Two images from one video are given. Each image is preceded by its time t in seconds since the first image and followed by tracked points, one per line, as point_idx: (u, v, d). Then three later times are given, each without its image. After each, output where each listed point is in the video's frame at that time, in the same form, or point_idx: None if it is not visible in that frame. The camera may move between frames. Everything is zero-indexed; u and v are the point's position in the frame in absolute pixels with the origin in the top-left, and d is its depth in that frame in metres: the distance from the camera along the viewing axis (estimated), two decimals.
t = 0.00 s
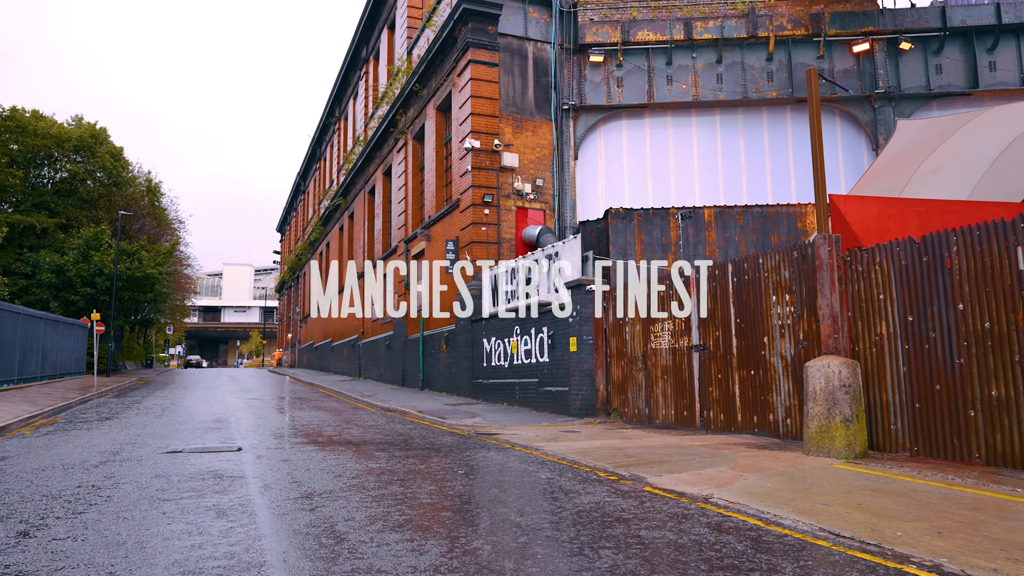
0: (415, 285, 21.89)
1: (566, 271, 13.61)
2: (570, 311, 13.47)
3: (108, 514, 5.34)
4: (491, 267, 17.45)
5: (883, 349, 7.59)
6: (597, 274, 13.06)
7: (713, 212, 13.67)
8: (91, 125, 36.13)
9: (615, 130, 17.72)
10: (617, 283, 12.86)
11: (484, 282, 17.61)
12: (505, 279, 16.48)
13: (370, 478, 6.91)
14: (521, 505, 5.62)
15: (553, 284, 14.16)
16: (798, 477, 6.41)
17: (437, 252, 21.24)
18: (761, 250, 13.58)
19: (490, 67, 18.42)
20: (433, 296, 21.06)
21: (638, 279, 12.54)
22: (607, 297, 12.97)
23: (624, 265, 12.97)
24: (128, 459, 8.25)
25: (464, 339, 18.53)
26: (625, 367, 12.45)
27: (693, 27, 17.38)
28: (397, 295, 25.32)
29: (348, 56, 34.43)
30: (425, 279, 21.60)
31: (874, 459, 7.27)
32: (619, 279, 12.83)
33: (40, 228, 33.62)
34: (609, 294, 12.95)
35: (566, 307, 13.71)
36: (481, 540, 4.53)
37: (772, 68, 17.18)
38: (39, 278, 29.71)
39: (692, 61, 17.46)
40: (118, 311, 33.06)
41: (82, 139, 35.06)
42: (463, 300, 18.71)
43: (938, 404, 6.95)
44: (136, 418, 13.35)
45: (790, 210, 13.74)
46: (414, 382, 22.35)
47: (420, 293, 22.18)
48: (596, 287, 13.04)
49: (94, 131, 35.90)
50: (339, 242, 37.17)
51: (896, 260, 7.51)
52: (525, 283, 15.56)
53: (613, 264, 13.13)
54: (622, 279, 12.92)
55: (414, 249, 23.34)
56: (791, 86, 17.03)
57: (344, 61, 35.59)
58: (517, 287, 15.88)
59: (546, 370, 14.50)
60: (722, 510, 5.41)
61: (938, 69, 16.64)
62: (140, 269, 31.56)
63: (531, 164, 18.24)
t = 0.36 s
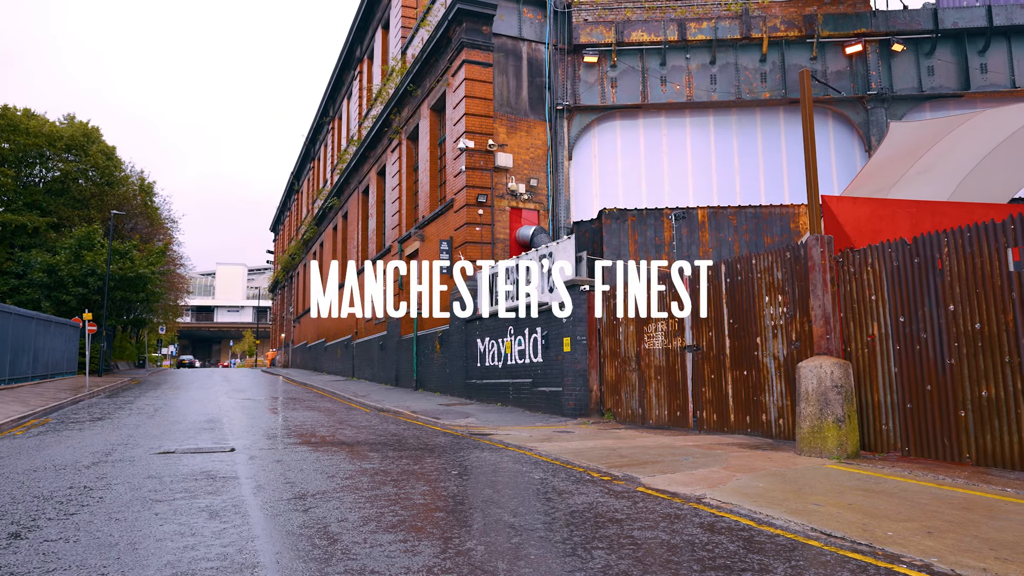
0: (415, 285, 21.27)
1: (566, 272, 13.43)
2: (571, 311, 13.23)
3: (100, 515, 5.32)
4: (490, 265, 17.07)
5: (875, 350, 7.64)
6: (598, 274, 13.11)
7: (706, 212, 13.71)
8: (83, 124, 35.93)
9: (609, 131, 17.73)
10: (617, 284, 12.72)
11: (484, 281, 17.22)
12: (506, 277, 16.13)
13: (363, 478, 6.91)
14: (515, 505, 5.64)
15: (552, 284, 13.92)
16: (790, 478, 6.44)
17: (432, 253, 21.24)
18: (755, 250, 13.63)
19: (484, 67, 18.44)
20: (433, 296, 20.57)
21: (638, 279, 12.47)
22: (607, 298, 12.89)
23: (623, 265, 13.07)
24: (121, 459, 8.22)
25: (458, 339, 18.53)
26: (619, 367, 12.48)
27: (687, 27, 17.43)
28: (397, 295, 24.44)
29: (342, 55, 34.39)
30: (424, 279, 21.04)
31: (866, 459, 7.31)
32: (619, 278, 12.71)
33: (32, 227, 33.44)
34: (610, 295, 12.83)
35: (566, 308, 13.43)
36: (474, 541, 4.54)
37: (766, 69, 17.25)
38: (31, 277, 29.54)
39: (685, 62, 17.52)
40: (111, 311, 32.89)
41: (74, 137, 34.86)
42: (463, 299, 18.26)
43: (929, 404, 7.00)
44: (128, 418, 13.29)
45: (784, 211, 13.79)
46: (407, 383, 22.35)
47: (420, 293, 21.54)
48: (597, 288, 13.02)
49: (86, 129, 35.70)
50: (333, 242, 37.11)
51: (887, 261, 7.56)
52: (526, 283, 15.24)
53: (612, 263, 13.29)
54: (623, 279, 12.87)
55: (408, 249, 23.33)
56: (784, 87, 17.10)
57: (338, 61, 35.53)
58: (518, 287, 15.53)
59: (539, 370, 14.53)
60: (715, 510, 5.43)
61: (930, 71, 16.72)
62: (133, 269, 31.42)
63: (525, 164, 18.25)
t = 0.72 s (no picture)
0: (415, 285, 20.82)
1: (566, 273, 13.29)
2: (573, 308, 13.15)
3: (93, 516, 5.30)
4: (490, 263, 16.75)
5: (867, 350, 7.69)
6: (598, 275, 13.10)
7: (700, 213, 13.74)
8: (75, 123, 35.74)
9: (603, 131, 17.77)
10: (617, 284, 12.50)
11: (483, 279, 16.97)
12: (505, 277, 15.89)
13: (357, 479, 6.90)
14: (509, 505, 5.65)
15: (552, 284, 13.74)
16: (782, 478, 6.46)
17: (425, 252, 21.22)
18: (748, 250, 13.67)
19: (479, 67, 18.45)
20: (432, 297, 19.92)
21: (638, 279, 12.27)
22: (607, 298, 12.72)
23: (623, 266, 13.06)
24: (114, 460, 8.18)
25: (452, 339, 18.53)
26: (613, 367, 12.50)
27: (681, 28, 17.47)
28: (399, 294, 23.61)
29: (337, 54, 34.31)
30: (424, 279, 20.46)
31: (857, 459, 7.35)
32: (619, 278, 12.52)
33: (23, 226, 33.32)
34: (609, 296, 12.67)
35: (566, 307, 13.29)
36: (468, 541, 4.55)
37: (759, 70, 17.30)
38: (22, 277, 29.38)
39: (680, 62, 17.56)
40: (103, 310, 32.75)
41: (66, 136, 34.68)
42: (463, 299, 17.99)
43: (921, 404, 7.04)
44: (120, 419, 13.22)
45: (777, 211, 13.85)
46: (401, 383, 22.33)
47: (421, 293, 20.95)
48: (597, 288, 12.89)
49: (79, 128, 35.50)
50: (326, 241, 37.02)
51: (880, 261, 7.60)
52: (526, 283, 14.96)
53: (611, 263, 13.41)
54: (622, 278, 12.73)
55: (402, 249, 23.30)
56: (778, 88, 17.14)
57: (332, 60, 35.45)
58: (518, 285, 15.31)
59: (533, 370, 14.54)
60: (708, 510, 5.46)
61: (922, 72, 16.82)
62: (126, 268, 31.30)
63: (520, 164, 18.28)
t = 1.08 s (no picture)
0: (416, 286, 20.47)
1: (567, 272, 13.34)
2: (574, 309, 13.24)
3: (85, 517, 5.28)
4: (490, 263, 16.50)
5: (859, 350, 7.73)
6: (598, 275, 13.00)
7: (694, 213, 13.78)
8: (68, 121, 35.50)
9: (597, 132, 17.82)
10: (618, 283, 12.49)
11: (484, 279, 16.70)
12: (505, 276, 15.60)
13: (350, 479, 6.89)
14: (502, 506, 5.65)
15: (553, 285, 13.47)
16: (775, 477, 6.48)
17: (420, 252, 21.19)
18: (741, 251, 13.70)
19: (473, 67, 18.42)
20: (433, 296, 19.28)
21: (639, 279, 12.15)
22: (607, 296, 12.68)
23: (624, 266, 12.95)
24: (106, 460, 8.14)
25: (447, 339, 18.50)
26: (607, 367, 12.51)
27: (676, 29, 17.51)
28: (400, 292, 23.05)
29: (331, 54, 34.24)
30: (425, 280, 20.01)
31: (850, 459, 7.39)
32: (619, 278, 12.46)
33: (15, 225, 33.13)
34: (610, 293, 12.62)
35: (567, 307, 13.28)
36: (461, 541, 4.55)
37: (753, 71, 17.35)
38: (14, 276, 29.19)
39: (674, 63, 17.60)
40: (96, 310, 32.59)
41: (58, 135, 34.46)
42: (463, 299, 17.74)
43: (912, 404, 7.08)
44: (112, 419, 13.15)
45: (770, 212, 13.90)
46: (395, 383, 22.32)
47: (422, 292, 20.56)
48: (597, 288, 12.83)
49: (71, 127, 35.26)
50: (320, 241, 36.95)
51: (872, 262, 7.64)
52: (525, 283, 14.72)
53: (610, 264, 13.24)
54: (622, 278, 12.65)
55: (396, 249, 23.26)
56: (771, 89, 17.20)
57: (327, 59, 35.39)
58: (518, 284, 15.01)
59: (528, 371, 14.55)
60: (701, 510, 5.48)
61: (915, 74, 16.90)
62: (118, 268, 31.16)
63: (514, 164, 18.26)
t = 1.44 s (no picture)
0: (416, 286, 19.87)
1: (566, 272, 13.24)
2: (574, 309, 13.24)
3: (76, 517, 5.26)
4: (490, 262, 16.16)
5: (851, 350, 7.76)
6: (598, 275, 13.03)
7: (688, 214, 13.79)
8: (59, 119, 35.25)
9: (592, 132, 17.82)
10: (617, 283, 12.33)
11: (483, 279, 16.37)
12: (505, 276, 15.31)
13: (343, 479, 6.87)
14: (495, 505, 5.66)
15: (551, 284, 13.35)
16: (767, 477, 6.50)
17: (414, 252, 21.17)
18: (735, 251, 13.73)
19: (468, 67, 18.47)
20: (433, 296, 18.74)
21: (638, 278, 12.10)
22: (606, 298, 12.54)
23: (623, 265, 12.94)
24: (98, 460, 8.09)
25: (441, 339, 18.48)
26: (601, 367, 12.53)
27: (670, 30, 17.53)
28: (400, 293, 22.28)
29: (326, 53, 34.18)
30: (424, 280, 19.35)
31: (842, 458, 7.42)
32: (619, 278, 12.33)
33: (6, 224, 32.97)
34: (610, 294, 12.48)
35: (567, 307, 13.25)
36: (453, 540, 4.55)
37: (747, 72, 17.40)
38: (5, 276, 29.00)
39: (668, 64, 17.64)
40: (88, 310, 32.42)
41: (50, 133, 34.23)
42: (462, 299, 17.37)
43: (903, 404, 7.12)
44: (104, 419, 13.08)
45: (764, 212, 13.94)
46: (389, 383, 22.28)
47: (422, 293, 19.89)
48: (597, 288, 12.70)
49: (62, 125, 35.00)
50: (315, 241, 36.88)
51: (864, 262, 7.67)
52: (525, 282, 14.44)
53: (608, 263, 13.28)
54: (622, 278, 12.52)
55: (391, 249, 23.24)
56: (765, 90, 17.27)
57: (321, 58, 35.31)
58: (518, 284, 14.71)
59: (522, 371, 14.56)
60: (693, 509, 5.49)
61: (908, 76, 16.98)
62: (111, 267, 31.03)
63: (509, 164, 18.29)
